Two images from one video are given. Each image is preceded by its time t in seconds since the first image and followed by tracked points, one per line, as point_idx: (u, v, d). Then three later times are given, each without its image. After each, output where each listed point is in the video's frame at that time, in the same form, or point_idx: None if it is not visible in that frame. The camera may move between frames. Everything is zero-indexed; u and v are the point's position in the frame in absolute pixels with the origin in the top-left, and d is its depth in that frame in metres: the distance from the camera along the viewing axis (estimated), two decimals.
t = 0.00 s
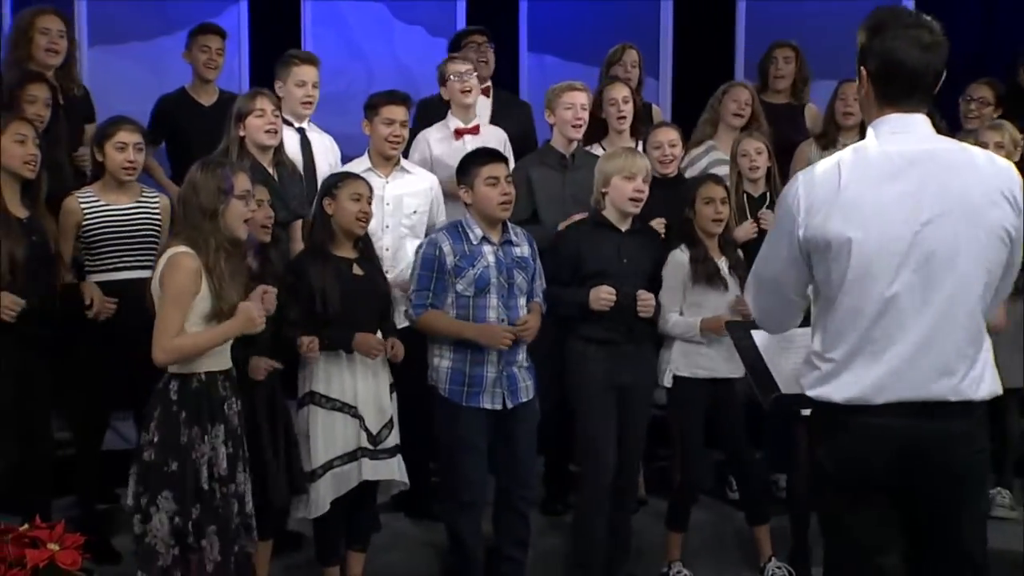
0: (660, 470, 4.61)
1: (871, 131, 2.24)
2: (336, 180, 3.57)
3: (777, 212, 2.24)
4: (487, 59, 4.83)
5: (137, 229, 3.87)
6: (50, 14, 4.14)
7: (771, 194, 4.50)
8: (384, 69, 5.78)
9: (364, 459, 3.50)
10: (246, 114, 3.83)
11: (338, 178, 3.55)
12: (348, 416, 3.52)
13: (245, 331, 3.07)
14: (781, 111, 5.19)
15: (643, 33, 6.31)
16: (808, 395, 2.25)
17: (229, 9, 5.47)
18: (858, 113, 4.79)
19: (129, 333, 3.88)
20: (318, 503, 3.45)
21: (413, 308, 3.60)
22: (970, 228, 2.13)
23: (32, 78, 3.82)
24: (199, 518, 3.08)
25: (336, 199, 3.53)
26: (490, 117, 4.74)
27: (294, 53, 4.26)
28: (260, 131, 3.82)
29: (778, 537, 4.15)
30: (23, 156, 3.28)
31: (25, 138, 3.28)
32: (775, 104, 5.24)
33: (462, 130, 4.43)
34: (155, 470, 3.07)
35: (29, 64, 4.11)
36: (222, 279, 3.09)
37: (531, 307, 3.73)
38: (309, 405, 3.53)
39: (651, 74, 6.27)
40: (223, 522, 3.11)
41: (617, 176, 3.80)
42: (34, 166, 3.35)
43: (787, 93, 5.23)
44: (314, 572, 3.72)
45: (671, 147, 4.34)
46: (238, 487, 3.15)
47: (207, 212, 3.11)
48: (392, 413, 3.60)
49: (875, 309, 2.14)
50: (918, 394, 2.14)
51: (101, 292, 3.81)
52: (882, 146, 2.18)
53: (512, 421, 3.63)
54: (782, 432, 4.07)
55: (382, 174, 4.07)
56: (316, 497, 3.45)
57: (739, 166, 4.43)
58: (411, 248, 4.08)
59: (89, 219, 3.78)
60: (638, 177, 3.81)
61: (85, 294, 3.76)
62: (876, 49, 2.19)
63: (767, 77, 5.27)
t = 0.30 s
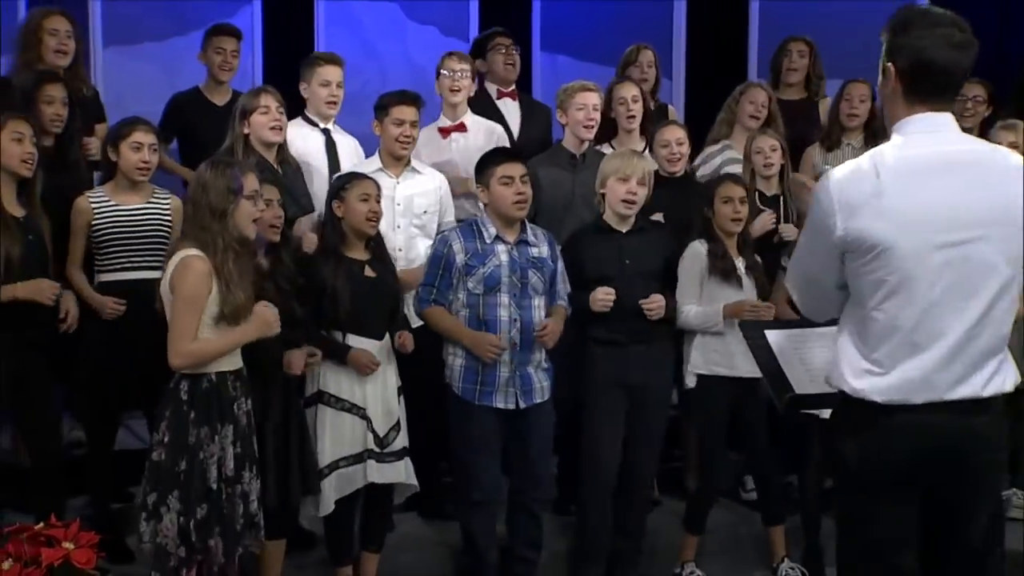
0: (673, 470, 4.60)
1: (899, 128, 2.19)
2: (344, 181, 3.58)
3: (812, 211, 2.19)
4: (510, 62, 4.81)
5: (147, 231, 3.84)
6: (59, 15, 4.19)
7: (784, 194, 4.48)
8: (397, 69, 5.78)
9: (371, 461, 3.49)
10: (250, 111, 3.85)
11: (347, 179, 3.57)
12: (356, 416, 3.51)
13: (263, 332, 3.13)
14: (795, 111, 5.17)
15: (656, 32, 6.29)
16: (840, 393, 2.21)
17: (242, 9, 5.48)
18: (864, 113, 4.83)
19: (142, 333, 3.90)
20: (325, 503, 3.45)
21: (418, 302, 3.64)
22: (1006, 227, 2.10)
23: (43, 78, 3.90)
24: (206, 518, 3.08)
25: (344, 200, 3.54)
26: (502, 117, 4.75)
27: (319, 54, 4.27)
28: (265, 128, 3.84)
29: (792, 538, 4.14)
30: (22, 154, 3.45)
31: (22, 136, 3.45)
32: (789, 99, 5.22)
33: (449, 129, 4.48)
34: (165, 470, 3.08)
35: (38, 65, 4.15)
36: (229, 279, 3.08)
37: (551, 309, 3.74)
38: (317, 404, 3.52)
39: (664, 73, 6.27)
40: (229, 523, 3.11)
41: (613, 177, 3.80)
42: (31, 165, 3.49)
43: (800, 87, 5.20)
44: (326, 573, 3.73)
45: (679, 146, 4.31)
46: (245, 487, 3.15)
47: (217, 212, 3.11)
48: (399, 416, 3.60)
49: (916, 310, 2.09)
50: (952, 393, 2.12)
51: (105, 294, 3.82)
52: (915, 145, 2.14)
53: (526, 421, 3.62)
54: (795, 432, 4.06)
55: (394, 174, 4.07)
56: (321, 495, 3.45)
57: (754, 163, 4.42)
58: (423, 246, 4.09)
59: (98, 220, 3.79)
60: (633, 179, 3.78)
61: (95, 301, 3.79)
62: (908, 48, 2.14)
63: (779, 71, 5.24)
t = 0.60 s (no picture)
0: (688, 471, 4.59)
1: (960, 129, 2.19)
2: (352, 184, 3.59)
3: (880, 210, 2.15)
4: (515, 64, 4.81)
5: (169, 228, 3.89)
6: (74, 15, 4.22)
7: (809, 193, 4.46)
8: (411, 68, 5.78)
9: (383, 462, 3.50)
10: (256, 112, 3.85)
11: (355, 182, 3.58)
12: (369, 418, 3.52)
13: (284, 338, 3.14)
14: (811, 111, 5.16)
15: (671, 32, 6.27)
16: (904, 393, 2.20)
17: (257, 10, 5.50)
18: (870, 113, 4.85)
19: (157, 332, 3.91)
20: (340, 504, 3.45)
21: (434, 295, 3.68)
22: None
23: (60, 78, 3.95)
24: (224, 518, 3.10)
25: (355, 200, 3.55)
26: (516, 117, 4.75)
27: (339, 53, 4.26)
28: (270, 129, 3.85)
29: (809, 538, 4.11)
30: (26, 154, 3.51)
31: (28, 137, 3.52)
32: (795, 98, 5.19)
33: (468, 127, 4.46)
34: (181, 471, 3.08)
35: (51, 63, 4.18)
36: (247, 280, 3.10)
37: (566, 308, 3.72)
38: (330, 407, 3.52)
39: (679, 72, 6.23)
40: (247, 522, 3.12)
41: (603, 179, 3.83)
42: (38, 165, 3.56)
43: (806, 87, 5.17)
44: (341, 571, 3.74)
45: (690, 146, 4.29)
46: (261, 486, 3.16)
47: (235, 212, 3.12)
48: (410, 415, 3.60)
49: (990, 313, 2.10)
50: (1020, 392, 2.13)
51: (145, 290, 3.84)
52: (982, 146, 2.14)
53: (541, 421, 3.62)
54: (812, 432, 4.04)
55: (418, 174, 4.07)
56: (337, 497, 3.45)
57: (778, 162, 4.42)
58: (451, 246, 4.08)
59: (125, 219, 3.81)
60: (623, 176, 3.80)
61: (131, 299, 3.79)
62: (973, 51, 2.14)
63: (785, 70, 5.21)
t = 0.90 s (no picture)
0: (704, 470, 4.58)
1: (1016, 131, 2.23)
2: (367, 183, 3.60)
3: (955, 207, 2.17)
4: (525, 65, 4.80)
5: (195, 228, 3.91)
6: (91, 17, 4.25)
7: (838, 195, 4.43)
8: (427, 68, 5.78)
9: (396, 461, 3.52)
10: (269, 111, 3.87)
11: (370, 181, 3.59)
12: (381, 416, 3.54)
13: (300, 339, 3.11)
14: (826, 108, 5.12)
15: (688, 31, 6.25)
16: (972, 393, 2.24)
17: (274, 11, 5.53)
18: (883, 113, 4.83)
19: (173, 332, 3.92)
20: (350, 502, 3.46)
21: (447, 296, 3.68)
22: None
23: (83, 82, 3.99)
24: (237, 517, 3.11)
25: (368, 201, 3.56)
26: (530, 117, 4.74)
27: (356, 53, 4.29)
28: (285, 126, 3.87)
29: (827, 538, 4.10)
30: (42, 152, 3.58)
31: (42, 135, 3.59)
32: (804, 101, 5.09)
33: (512, 127, 4.45)
34: (195, 470, 3.10)
35: (72, 65, 4.22)
36: (261, 277, 3.11)
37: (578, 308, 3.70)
38: (342, 404, 3.53)
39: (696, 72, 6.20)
40: (261, 523, 3.13)
41: (604, 179, 3.82)
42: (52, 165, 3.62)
43: (816, 90, 5.08)
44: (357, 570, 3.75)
45: (710, 143, 4.28)
46: (275, 487, 3.16)
47: (249, 210, 3.13)
48: (425, 415, 3.61)
49: None
50: None
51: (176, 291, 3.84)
52: None
53: (557, 421, 3.62)
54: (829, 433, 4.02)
55: (448, 174, 4.08)
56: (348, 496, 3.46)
57: (806, 162, 4.40)
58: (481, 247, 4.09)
59: (155, 219, 3.83)
60: (622, 173, 3.78)
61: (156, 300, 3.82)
62: None
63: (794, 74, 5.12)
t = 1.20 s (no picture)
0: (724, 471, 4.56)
1: None
2: (391, 182, 3.60)
3: (993, 202, 2.22)
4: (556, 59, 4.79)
5: (219, 228, 3.92)
6: (115, 16, 4.27)
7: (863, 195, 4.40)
8: (446, 69, 5.74)
9: (411, 459, 3.52)
10: (292, 108, 3.89)
11: (395, 180, 3.59)
12: (400, 415, 3.54)
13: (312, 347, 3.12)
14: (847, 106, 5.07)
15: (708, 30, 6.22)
16: (1002, 386, 2.29)
17: (294, 11, 5.54)
18: (913, 110, 4.81)
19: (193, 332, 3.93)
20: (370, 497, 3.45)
21: (464, 303, 3.64)
22: None
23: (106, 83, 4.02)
24: (245, 518, 3.12)
25: (392, 201, 3.57)
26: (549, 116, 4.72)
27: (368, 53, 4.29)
28: (308, 124, 3.90)
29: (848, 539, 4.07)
30: (68, 153, 3.63)
31: (68, 135, 3.63)
32: (817, 102, 5.05)
33: (544, 127, 4.43)
34: (209, 469, 3.12)
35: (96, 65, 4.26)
36: (278, 278, 3.12)
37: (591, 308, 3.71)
38: (364, 401, 3.54)
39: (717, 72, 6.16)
40: (274, 524, 3.14)
41: (621, 181, 3.79)
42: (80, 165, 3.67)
43: (830, 91, 5.03)
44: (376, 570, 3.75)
45: (734, 147, 4.27)
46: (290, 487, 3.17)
47: (268, 210, 3.14)
48: (444, 414, 3.60)
49: None
50: None
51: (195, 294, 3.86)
52: None
53: (576, 421, 3.62)
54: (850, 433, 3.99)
55: (471, 175, 4.09)
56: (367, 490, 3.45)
57: (832, 161, 4.39)
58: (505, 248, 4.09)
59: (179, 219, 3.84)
60: (640, 175, 3.77)
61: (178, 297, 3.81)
62: None
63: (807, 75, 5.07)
